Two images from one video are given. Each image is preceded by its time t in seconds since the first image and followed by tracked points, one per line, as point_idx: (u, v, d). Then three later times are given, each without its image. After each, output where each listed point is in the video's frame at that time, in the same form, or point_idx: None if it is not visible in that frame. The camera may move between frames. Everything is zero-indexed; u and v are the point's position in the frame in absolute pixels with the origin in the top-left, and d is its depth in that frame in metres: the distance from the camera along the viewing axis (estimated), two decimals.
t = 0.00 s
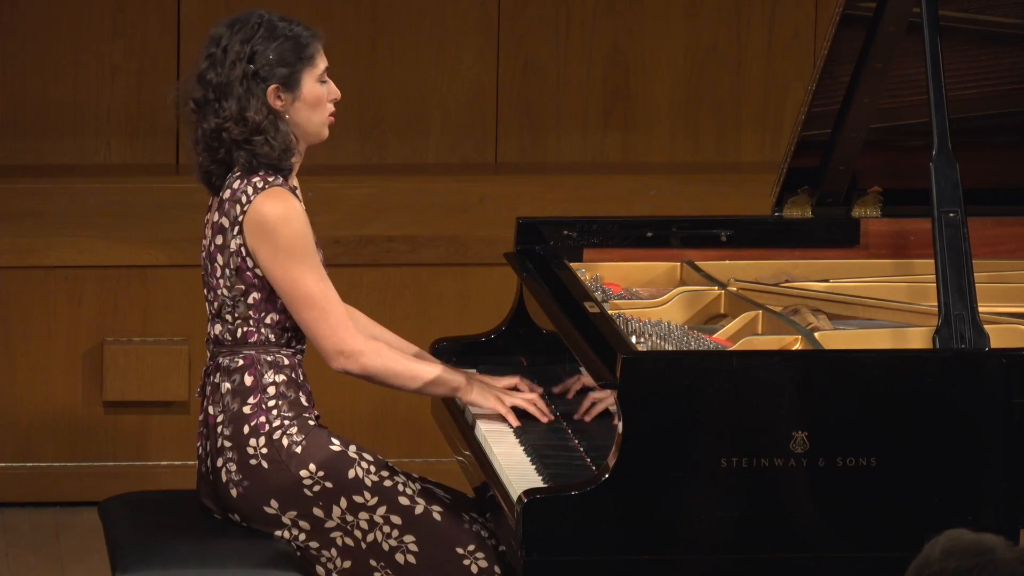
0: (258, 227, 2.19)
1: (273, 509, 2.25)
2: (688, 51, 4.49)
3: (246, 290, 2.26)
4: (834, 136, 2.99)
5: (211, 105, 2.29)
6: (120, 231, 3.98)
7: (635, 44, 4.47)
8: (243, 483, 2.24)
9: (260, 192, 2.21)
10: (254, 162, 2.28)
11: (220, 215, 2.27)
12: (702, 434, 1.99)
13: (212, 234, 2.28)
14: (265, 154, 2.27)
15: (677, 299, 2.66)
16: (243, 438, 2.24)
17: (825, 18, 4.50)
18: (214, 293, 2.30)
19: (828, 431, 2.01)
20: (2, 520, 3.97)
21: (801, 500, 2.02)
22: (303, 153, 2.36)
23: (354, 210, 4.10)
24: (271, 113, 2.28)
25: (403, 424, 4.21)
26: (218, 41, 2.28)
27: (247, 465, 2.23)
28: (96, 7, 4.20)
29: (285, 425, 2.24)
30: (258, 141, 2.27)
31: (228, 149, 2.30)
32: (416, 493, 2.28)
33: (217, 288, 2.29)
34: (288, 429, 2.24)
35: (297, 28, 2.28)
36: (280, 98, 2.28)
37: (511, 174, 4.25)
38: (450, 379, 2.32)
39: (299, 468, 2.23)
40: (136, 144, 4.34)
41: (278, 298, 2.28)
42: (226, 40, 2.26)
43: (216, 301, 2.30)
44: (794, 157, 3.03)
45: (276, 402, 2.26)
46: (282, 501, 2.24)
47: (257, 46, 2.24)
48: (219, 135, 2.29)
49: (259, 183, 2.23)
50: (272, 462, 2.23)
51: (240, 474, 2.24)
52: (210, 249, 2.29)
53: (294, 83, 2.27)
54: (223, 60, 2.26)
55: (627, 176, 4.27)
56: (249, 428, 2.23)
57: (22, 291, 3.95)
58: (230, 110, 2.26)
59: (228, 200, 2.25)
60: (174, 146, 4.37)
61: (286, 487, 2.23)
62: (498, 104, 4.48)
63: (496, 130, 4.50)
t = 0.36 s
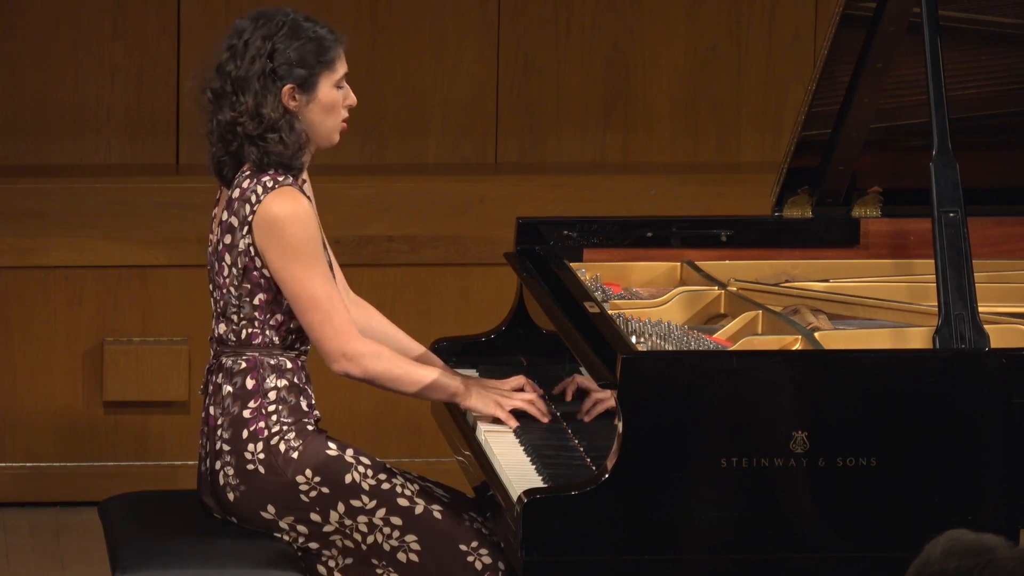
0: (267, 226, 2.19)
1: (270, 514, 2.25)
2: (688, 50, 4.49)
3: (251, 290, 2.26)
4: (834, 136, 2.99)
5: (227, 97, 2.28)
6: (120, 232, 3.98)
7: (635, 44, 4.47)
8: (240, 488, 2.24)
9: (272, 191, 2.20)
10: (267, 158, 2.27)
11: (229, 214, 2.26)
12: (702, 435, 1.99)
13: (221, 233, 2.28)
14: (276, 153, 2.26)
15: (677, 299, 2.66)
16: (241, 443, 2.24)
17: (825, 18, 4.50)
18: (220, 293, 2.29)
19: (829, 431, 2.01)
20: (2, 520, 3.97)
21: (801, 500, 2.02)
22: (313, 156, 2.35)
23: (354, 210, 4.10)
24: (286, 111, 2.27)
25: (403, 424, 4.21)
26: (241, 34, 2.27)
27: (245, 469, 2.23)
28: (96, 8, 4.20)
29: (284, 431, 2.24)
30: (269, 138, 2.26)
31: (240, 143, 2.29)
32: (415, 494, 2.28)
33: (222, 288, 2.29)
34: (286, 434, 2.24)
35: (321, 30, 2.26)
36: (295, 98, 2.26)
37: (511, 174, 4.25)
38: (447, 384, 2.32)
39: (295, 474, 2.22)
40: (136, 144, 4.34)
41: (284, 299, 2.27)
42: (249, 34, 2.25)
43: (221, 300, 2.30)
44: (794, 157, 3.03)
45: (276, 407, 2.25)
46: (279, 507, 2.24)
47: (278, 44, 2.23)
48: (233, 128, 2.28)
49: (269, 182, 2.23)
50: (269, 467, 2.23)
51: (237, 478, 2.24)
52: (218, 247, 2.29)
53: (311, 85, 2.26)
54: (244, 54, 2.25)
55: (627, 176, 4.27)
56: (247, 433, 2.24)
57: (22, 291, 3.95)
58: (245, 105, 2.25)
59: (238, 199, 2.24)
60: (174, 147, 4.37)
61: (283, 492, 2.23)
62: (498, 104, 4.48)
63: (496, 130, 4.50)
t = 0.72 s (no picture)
0: (281, 238, 2.15)
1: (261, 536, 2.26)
2: (688, 50, 4.49)
3: (253, 305, 2.24)
4: (834, 136, 2.99)
5: (252, 87, 2.26)
6: (120, 232, 3.98)
7: (636, 45, 4.47)
8: (229, 510, 2.24)
9: (283, 207, 2.17)
10: (263, 157, 2.25)
11: (241, 224, 2.22)
12: (703, 435, 1.99)
13: (232, 242, 2.24)
14: (273, 156, 2.23)
15: (678, 299, 2.66)
16: (232, 467, 2.23)
17: (825, 18, 4.50)
18: (224, 303, 2.28)
19: (829, 431, 2.01)
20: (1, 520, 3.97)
21: (801, 500, 2.02)
22: (320, 177, 2.30)
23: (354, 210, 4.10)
24: (299, 122, 2.23)
25: (403, 425, 4.21)
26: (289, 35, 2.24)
27: (234, 494, 2.23)
28: (96, 7, 4.20)
29: (274, 458, 2.22)
30: (271, 140, 2.23)
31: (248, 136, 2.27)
32: (409, 509, 2.26)
33: (226, 299, 2.27)
34: (277, 461, 2.22)
35: (366, 60, 2.20)
36: (313, 114, 2.22)
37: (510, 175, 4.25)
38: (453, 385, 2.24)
39: (285, 500, 2.22)
40: (136, 144, 4.34)
41: (284, 318, 2.25)
42: (294, 36, 2.22)
43: (225, 311, 2.28)
44: (794, 157, 3.03)
45: (268, 432, 2.24)
46: (269, 530, 2.24)
47: (314, 56, 2.19)
48: (245, 118, 2.26)
49: (284, 197, 2.18)
50: (258, 494, 2.22)
51: (225, 501, 2.24)
52: (226, 255, 2.26)
53: (333, 107, 2.21)
54: (280, 52, 2.22)
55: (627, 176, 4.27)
56: (238, 458, 2.23)
57: (22, 291, 3.95)
58: (263, 101, 2.23)
59: (251, 210, 2.20)
60: (174, 147, 4.37)
61: (273, 518, 2.23)
62: (497, 104, 4.48)
63: (496, 130, 4.50)
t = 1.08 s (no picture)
0: (262, 248, 2.13)
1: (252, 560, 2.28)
2: (688, 51, 4.49)
3: (223, 322, 2.22)
4: (834, 136, 2.99)
5: (295, 111, 2.23)
6: (120, 231, 3.98)
7: (636, 45, 4.47)
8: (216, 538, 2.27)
9: (275, 219, 2.14)
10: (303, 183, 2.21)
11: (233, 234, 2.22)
12: (703, 436, 1.99)
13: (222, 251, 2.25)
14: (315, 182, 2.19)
15: (678, 299, 2.66)
16: (212, 499, 2.23)
17: (825, 18, 4.49)
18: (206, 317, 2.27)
19: (829, 431, 2.01)
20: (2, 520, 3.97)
21: (801, 500, 2.02)
22: (352, 207, 2.26)
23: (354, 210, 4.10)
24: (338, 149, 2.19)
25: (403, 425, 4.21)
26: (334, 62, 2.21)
27: (218, 526, 2.24)
28: (96, 7, 4.19)
29: (253, 494, 2.21)
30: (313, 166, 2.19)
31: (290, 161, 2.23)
32: (401, 530, 2.22)
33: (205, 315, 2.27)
34: (255, 497, 2.21)
35: (410, 90, 2.17)
36: (353, 141, 2.18)
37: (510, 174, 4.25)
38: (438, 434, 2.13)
39: (270, 535, 2.22)
40: (136, 144, 4.34)
41: (251, 338, 2.21)
42: (339, 65, 2.20)
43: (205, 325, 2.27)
44: (794, 157, 3.03)
45: (242, 463, 2.22)
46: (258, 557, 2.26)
47: (358, 84, 2.16)
48: (288, 144, 2.23)
49: (277, 211, 2.16)
50: (241, 528, 2.22)
51: (212, 530, 2.26)
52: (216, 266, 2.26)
53: (373, 135, 2.17)
54: (325, 81, 2.19)
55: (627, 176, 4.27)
56: (217, 490, 2.22)
57: (22, 290, 3.95)
58: (305, 127, 2.19)
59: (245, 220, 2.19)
60: (174, 147, 4.37)
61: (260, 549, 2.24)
62: (497, 105, 4.48)
63: (496, 130, 4.50)
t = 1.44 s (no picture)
0: (260, 267, 2.13)
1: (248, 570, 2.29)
2: (688, 51, 4.49)
3: (214, 338, 2.21)
4: (834, 136, 2.99)
5: (291, 125, 2.22)
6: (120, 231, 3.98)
7: (636, 45, 4.47)
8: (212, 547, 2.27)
9: (269, 235, 2.14)
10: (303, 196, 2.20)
11: (225, 248, 2.22)
12: (703, 438, 1.99)
13: (214, 262, 2.24)
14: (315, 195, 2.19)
15: (678, 299, 2.66)
16: (206, 514, 2.22)
17: (825, 18, 4.49)
18: (195, 328, 2.27)
19: (828, 431, 2.01)
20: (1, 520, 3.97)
21: (801, 500, 2.02)
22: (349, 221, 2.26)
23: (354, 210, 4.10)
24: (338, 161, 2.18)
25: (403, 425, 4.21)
26: (327, 75, 2.21)
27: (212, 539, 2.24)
28: (96, 7, 4.19)
29: (246, 510, 2.21)
30: (313, 179, 2.18)
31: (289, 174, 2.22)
32: (399, 542, 2.22)
33: (195, 327, 2.26)
34: (249, 513, 2.21)
35: (405, 101, 2.18)
36: (352, 153, 2.18)
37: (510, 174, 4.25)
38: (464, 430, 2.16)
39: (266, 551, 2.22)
40: (136, 144, 4.34)
41: (243, 353, 2.21)
42: (335, 76, 2.20)
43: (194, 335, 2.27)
44: (794, 157, 3.03)
45: (235, 478, 2.23)
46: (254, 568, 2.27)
47: (357, 95, 2.16)
48: (286, 157, 2.22)
49: (270, 225, 2.16)
50: (236, 543, 2.22)
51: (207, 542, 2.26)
52: (208, 276, 2.26)
53: (372, 147, 2.17)
54: (321, 92, 2.19)
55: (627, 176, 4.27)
56: (209, 505, 2.21)
57: (22, 291, 3.95)
58: (303, 139, 2.18)
59: (237, 235, 2.19)
60: (174, 147, 4.37)
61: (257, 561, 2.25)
62: (497, 105, 4.48)
63: (496, 130, 4.50)
